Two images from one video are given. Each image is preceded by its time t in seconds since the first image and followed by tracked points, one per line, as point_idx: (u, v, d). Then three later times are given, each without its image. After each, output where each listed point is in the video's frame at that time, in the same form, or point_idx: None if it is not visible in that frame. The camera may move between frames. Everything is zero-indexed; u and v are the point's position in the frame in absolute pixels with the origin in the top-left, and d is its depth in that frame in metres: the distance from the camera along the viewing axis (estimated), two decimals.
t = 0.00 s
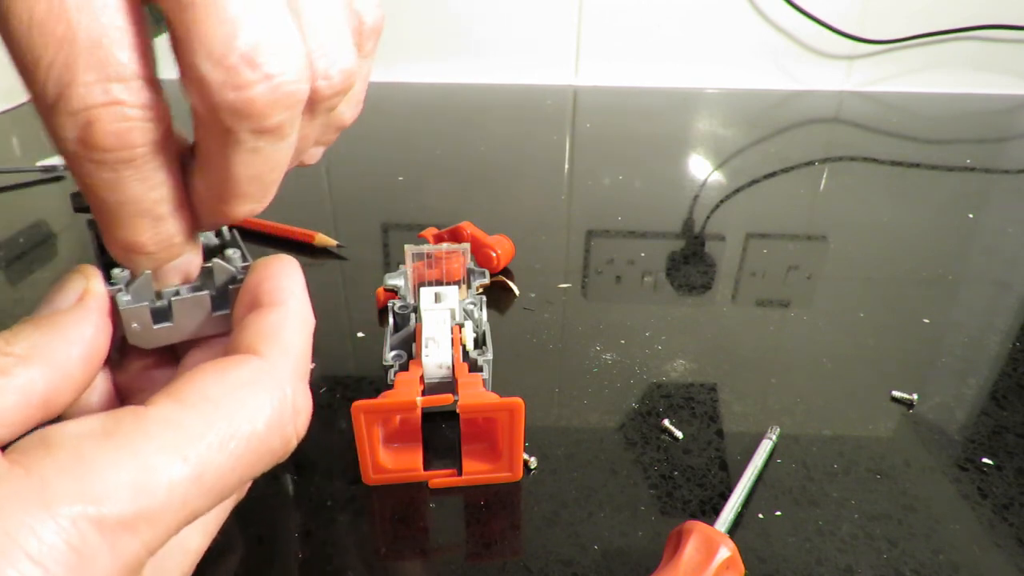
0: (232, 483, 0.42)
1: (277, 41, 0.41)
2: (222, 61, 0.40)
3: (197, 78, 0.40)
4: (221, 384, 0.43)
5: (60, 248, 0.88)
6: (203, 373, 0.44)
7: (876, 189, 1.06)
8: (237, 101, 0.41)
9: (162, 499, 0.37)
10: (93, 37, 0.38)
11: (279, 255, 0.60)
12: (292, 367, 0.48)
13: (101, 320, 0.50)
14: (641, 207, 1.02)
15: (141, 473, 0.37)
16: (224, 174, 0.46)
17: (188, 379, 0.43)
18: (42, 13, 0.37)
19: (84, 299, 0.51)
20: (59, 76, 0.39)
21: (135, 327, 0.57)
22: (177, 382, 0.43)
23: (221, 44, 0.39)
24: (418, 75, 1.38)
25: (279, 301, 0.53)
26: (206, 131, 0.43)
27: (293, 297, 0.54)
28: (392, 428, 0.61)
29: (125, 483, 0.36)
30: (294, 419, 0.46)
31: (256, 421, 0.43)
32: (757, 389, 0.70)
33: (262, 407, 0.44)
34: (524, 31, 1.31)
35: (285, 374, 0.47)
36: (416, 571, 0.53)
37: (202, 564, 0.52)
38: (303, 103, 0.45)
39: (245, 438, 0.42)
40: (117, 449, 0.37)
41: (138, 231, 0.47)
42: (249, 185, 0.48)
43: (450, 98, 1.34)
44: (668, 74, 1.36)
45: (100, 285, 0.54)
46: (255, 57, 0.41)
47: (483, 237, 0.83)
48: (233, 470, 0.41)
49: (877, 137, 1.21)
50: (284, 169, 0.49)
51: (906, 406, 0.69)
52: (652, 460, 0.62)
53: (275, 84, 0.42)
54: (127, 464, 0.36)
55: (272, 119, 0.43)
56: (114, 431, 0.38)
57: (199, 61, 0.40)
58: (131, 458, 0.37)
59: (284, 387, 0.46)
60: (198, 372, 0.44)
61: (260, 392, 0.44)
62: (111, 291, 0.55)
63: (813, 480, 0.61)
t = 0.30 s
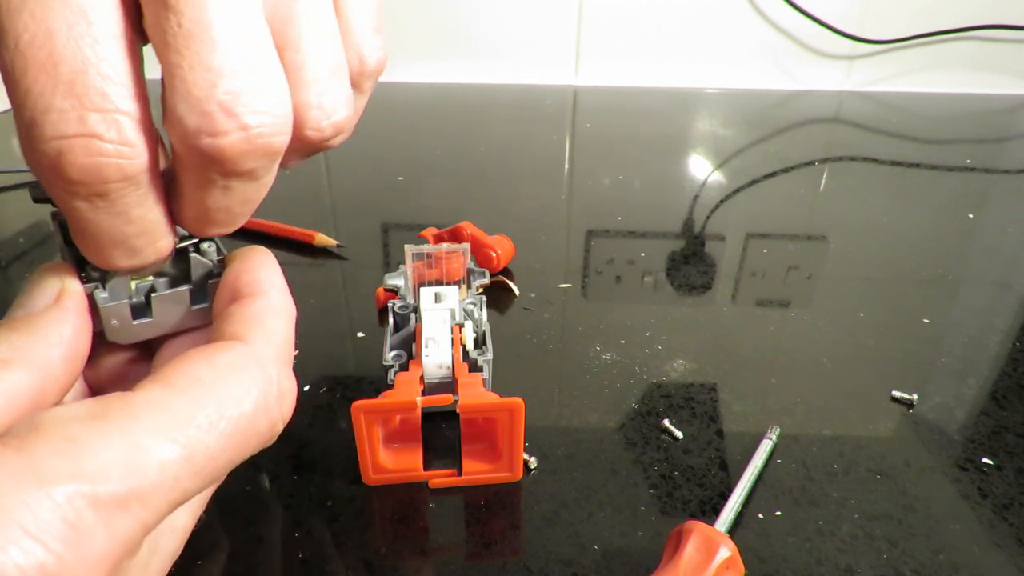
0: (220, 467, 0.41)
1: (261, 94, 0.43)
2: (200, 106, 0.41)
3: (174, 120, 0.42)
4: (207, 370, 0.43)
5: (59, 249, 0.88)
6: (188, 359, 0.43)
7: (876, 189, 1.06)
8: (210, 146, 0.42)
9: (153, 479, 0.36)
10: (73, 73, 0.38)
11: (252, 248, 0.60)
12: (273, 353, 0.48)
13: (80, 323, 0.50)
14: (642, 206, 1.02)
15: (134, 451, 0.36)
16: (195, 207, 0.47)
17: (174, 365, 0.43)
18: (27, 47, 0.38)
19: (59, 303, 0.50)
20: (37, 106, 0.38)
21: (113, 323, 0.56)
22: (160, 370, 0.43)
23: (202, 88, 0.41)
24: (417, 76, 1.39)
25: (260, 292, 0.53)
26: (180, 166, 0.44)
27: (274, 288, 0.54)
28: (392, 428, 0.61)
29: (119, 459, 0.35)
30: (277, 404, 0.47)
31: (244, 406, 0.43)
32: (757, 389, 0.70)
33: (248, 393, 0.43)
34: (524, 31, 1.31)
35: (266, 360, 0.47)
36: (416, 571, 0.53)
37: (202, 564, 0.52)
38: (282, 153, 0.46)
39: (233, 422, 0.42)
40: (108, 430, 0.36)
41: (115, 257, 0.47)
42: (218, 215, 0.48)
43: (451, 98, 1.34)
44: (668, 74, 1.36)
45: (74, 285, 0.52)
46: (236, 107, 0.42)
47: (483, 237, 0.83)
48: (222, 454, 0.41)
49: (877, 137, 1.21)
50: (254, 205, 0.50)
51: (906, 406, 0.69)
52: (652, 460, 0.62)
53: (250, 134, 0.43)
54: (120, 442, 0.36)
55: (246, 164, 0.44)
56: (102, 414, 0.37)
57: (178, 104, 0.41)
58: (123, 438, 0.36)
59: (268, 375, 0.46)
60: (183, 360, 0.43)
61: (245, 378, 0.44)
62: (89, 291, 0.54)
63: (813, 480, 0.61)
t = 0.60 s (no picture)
0: (226, 464, 0.41)
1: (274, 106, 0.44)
2: (217, 117, 0.42)
3: (189, 127, 0.41)
4: (210, 368, 0.43)
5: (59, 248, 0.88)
6: (190, 359, 0.44)
7: (877, 189, 1.06)
8: (224, 155, 0.43)
9: (165, 475, 0.37)
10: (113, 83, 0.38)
11: (250, 249, 0.60)
12: (274, 352, 0.48)
13: (78, 323, 0.49)
14: (642, 206, 1.02)
15: (145, 448, 0.36)
16: (202, 213, 0.47)
17: (177, 366, 0.43)
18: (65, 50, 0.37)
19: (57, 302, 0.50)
20: (75, 112, 0.38)
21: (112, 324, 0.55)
22: (164, 370, 0.43)
23: (218, 99, 0.41)
24: (417, 75, 1.39)
25: (257, 294, 0.53)
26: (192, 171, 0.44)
27: (271, 289, 0.54)
28: (392, 428, 0.61)
29: (131, 456, 0.35)
30: (281, 403, 0.47)
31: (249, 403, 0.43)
32: (757, 389, 0.70)
33: (253, 389, 0.44)
34: (523, 30, 1.31)
35: (270, 359, 0.47)
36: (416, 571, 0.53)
37: (202, 564, 0.52)
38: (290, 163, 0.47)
39: (238, 419, 0.42)
40: (118, 428, 0.36)
41: (135, 260, 0.47)
42: (222, 223, 0.49)
43: (451, 98, 1.34)
44: (668, 74, 1.36)
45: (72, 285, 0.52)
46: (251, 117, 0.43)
47: (483, 237, 0.83)
48: (229, 451, 0.41)
49: (877, 137, 1.21)
50: (258, 213, 0.51)
51: (906, 406, 0.69)
52: (652, 460, 0.62)
53: (263, 143, 0.44)
54: (131, 440, 0.36)
55: (256, 174, 0.45)
56: (111, 412, 0.37)
57: (196, 112, 0.41)
58: (134, 436, 0.36)
59: (270, 372, 0.46)
60: (185, 360, 0.43)
61: (248, 376, 0.44)
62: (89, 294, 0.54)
63: (813, 480, 0.61)
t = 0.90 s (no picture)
0: (227, 452, 0.42)
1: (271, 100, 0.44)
2: (219, 107, 0.41)
3: (188, 117, 0.41)
4: (208, 356, 0.43)
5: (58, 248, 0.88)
6: (188, 347, 0.43)
7: (877, 189, 1.06)
8: (224, 146, 0.43)
9: (173, 468, 0.37)
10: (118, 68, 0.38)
11: (237, 234, 0.60)
12: (269, 338, 0.48)
13: (66, 314, 0.46)
14: (641, 206, 1.02)
15: (153, 442, 0.36)
16: (198, 204, 0.47)
17: (175, 354, 0.42)
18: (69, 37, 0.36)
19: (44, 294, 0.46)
20: (82, 100, 0.37)
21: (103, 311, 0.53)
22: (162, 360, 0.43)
23: (219, 90, 0.41)
24: (417, 75, 1.39)
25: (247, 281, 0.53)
26: (189, 162, 0.44)
27: (261, 276, 0.54)
28: (392, 428, 0.62)
29: (140, 450, 0.35)
30: (277, 388, 0.47)
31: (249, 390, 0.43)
32: (757, 389, 0.70)
33: (251, 376, 0.44)
34: (524, 30, 1.31)
35: (264, 344, 0.47)
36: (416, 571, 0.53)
37: (202, 564, 0.52)
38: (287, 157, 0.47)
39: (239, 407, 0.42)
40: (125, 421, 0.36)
41: (133, 249, 0.47)
42: (218, 215, 0.49)
43: (451, 98, 1.34)
44: (668, 74, 1.36)
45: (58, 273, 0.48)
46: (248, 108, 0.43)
47: (483, 237, 0.83)
48: (230, 439, 0.41)
49: (877, 137, 1.21)
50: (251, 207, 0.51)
51: (906, 406, 0.69)
52: (652, 460, 0.62)
53: (263, 136, 0.44)
54: (138, 434, 0.36)
55: (253, 166, 0.45)
56: (116, 405, 0.36)
57: (198, 101, 0.41)
58: (141, 429, 0.36)
59: (266, 359, 0.46)
60: (183, 348, 0.43)
61: (247, 363, 0.44)
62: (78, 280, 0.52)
63: (813, 480, 0.61)
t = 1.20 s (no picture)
0: (209, 418, 0.42)
1: (290, 143, 0.46)
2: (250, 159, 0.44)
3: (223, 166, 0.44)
4: (182, 331, 0.43)
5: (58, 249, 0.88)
6: (160, 327, 0.44)
7: (877, 189, 1.06)
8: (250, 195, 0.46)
9: (159, 430, 0.37)
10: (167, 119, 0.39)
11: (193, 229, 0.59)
12: (239, 314, 0.48)
13: (47, 333, 0.43)
14: (642, 206, 1.02)
15: (137, 407, 0.36)
16: (203, 230, 0.49)
17: (149, 333, 0.43)
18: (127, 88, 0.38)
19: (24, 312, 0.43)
20: (133, 148, 0.39)
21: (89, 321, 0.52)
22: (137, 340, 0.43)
23: (254, 146, 0.44)
24: (418, 75, 1.39)
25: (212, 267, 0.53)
26: (205, 202, 0.46)
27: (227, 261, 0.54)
28: (392, 428, 0.62)
29: (127, 413, 0.36)
30: (253, 358, 0.47)
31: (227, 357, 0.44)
32: (757, 389, 0.70)
33: (227, 345, 0.44)
34: (524, 29, 1.31)
35: (236, 318, 0.48)
36: (416, 571, 0.53)
37: (202, 564, 0.52)
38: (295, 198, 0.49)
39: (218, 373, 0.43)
40: (107, 389, 0.36)
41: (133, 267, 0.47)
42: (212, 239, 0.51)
43: (451, 98, 1.34)
44: (668, 75, 1.36)
45: (39, 289, 0.45)
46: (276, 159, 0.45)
47: (483, 237, 0.83)
48: (212, 406, 0.42)
49: (877, 137, 1.21)
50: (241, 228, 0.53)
51: (906, 406, 0.69)
52: (652, 460, 0.62)
53: (285, 186, 0.46)
54: (122, 399, 0.36)
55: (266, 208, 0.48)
56: (96, 377, 0.37)
57: (232, 153, 0.43)
58: (124, 393, 0.36)
59: (239, 330, 0.47)
60: (156, 328, 0.43)
61: (221, 334, 0.45)
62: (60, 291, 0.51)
63: (813, 480, 0.61)
